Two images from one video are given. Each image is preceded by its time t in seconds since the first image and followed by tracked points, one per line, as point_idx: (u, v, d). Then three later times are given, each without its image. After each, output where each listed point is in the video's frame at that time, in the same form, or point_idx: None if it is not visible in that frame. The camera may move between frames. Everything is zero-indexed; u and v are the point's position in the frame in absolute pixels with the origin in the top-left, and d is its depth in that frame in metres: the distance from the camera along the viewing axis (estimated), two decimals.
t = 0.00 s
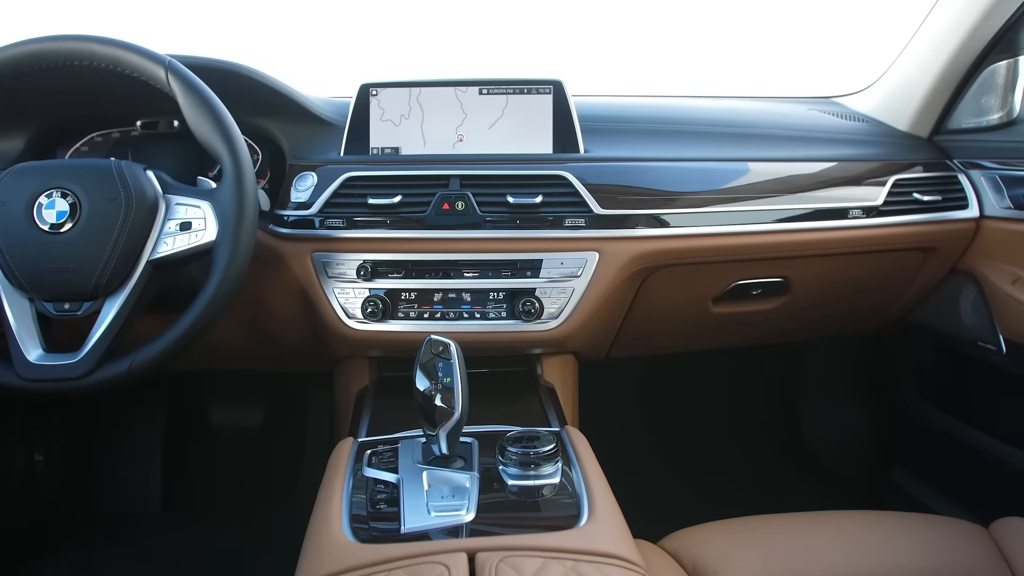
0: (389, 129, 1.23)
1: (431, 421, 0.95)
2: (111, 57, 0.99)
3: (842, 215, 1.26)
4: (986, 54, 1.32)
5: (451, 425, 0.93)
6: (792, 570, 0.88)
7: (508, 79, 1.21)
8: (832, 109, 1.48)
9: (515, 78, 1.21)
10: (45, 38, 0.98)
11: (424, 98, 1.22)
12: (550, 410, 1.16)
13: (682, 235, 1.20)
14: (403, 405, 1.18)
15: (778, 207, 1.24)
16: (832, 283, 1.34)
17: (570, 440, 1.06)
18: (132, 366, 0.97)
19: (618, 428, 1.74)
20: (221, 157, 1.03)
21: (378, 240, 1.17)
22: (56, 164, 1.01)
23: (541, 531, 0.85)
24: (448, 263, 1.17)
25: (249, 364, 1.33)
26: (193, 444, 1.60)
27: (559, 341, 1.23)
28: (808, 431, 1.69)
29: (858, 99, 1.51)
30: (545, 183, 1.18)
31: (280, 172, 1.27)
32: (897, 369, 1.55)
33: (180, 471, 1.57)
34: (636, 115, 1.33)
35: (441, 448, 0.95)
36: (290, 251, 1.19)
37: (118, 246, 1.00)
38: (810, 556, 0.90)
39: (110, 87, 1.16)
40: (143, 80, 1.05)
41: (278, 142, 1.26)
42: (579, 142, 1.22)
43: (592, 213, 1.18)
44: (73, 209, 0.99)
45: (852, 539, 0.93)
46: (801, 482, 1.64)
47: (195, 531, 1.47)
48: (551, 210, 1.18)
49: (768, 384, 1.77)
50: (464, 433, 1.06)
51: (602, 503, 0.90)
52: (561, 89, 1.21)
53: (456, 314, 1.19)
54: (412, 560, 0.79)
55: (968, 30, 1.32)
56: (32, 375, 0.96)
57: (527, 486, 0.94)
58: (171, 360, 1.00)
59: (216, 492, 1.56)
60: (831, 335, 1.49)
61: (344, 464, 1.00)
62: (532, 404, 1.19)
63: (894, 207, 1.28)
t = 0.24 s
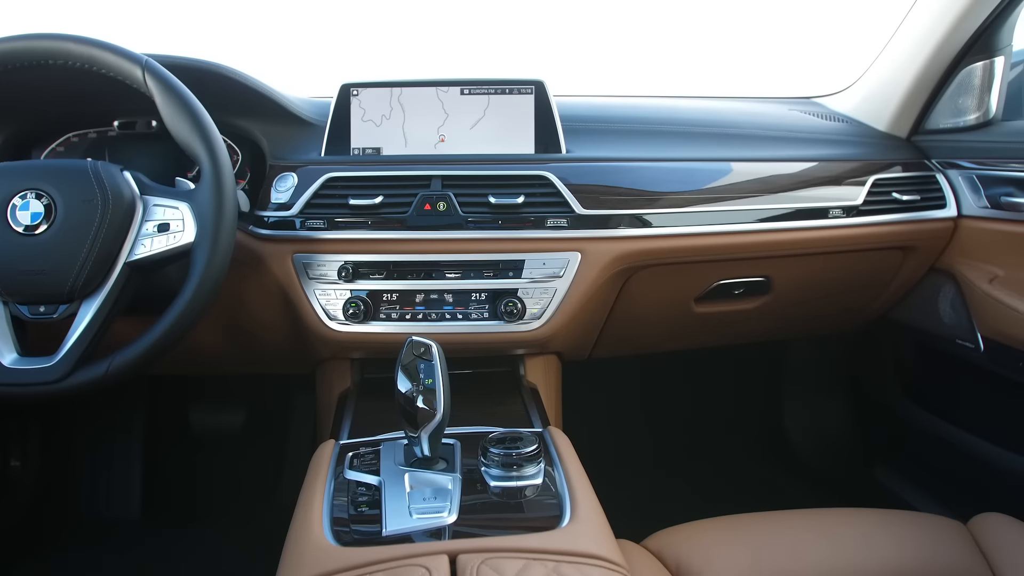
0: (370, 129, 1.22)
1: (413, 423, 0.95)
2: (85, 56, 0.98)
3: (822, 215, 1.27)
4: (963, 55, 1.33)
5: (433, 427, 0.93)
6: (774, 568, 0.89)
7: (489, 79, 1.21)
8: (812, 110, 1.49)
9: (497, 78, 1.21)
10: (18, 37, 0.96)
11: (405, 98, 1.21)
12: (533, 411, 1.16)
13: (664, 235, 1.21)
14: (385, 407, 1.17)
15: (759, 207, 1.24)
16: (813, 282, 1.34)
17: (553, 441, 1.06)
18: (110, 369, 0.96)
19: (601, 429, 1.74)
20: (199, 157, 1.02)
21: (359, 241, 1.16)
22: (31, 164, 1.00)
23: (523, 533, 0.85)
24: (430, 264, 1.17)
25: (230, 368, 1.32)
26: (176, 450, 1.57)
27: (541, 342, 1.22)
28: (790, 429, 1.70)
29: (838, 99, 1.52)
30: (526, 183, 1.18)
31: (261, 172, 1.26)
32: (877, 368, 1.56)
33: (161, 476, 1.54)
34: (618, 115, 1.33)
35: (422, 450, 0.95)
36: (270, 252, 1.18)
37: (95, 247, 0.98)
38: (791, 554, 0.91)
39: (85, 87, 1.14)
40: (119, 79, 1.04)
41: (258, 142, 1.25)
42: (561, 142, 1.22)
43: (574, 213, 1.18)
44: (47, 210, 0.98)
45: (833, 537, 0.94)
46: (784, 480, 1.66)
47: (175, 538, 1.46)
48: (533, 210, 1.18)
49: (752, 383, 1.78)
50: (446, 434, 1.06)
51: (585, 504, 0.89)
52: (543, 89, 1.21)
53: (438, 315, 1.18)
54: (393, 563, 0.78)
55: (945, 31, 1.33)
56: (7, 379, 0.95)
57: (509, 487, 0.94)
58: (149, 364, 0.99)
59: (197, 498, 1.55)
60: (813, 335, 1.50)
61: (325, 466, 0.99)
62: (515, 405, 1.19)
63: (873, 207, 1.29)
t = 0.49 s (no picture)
0: (354, 129, 1.22)
1: (397, 424, 0.95)
2: (63, 55, 0.97)
3: (806, 214, 1.27)
4: (944, 56, 1.34)
5: (418, 428, 0.92)
6: (759, 566, 0.89)
7: (473, 79, 1.21)
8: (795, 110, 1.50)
9: (481, 78, 1.21)
10: None
11: (389, 98, 1.21)
12: (518, 411, 1.16)
13: (649, 235, 1.21)
14: (370, 408, 1.17)
15: (743, 206, 1.25)
16: (797, 281, 1.35)
17: (538, 441, 1.06)
18: (90, 372, 0.95)
19: (587, 428, 1.75)
20: (180, 158, 1.01)
21: (343, 242, 1.15)
22: (9, 165, 0.99)
23: (507, 533, 0.84)
24: (414, 265, 1.17)
25: (213, 370, 1.31)
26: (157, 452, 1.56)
27: (526, 342, 1.22)
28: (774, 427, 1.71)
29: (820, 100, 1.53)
30: (511, 183, 1.18)
31: (243, 173, 1.25)
32: (860, 367, 1.57)
33: (144, 478, 1.53)
34: (602, 115, 1.33)
35: (407, 451, 0.94)
36: (253, 253, 1.17)
37: (74, 248, 0.97)
38: (775, 552, 0.91)
39: (64, 87, 1.13)
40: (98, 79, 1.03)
41: (240, 143, 1.24)
42: (545, 142, 1.22)
43: (559, 213, 1.18)
44: (25, 210, 0.97)
45: (816, 534, 0.94)
46: (769, 478, 1.67)
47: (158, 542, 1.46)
48: (517, 210, 1.18)
49: (736, 381, 1.79)
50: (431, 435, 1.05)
51: (570, 504, 0.89)
52: (527, 89, 1.21)
53: (423, 315, 1.18)
54: (377, 565, 0.78)
55: (926, 32, 1.34)
56: None
57: (494, 487, 0.93)
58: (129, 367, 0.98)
59: (179, 501, 1.55)
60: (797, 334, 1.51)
61: (309, 468, 0.99)
62: (500, 405, 1.19)
63: (856, 206, 1.30)
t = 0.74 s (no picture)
0: (338, 129, 1.21)
1: (381, 426, 0.94)
2: (41, 54, 0.96)
3: (789, 214, 1.28)
4: (925, 56, 1.35)
5: (402, 429, 0.92)
6: (744, 565, 0.90)
7: (457, 79, 1.20)
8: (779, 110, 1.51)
9: (465, 78, 1.20)
10: None
11: (373, 98, 1.20)
12: (504, 412, 1.16)
13: (633, 235, 1.21)
14: (355, 410, 1.16)
15: (727, 206, 1.26)
16: (781, 280, 1.36)
17: (523, 441, 1.06)
18: (70, 375, 0.94)
19: (572, 428, 1.75)
20: (162, 158, 1.00)
21: (327, 243, 1.15)
22: None
23: (493, 535, 0.84)
24: (399, 265, 1.16)
25: (195, 372, 1.30)
26: (139, 454, 1.54)
27: (512, 342, 1.22)
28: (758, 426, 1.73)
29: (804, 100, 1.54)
30: (495, 184, 1.18)
31: (226, 173, 1.24)
32: (843, 365, 1.59)
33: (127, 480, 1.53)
34: (587, 115, 1.33)
35: (392, 453, 0.94)
36: (236, 254, 1.16)
37: (52, 249, 0.96)
38: (760, 550, 0.91)
39: (43, 87, 1.12)
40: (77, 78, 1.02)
41: (223, 143, 1.23)
42: (530, 142, 1.22)
43: (544, 213, 1.18)
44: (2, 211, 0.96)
45: (800, 532, 0.95)
46: (753, 477, 1.68)
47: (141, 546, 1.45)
48: (502, 211, 1.18)
49: (721, 380, 1.80)
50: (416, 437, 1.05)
51: (555, 505, 0.89)
52: (511, 89, 1.21)
53: (408, 316, 1.17)
54: (361, 568, 0.78)
55: (908, 33, 1.35)
56: None
57: (480, 489, 0.93)
58: (109, 370, 0.97)
59: (162, 504, 1.53)
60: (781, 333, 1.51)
61: (293, 470, 0.98)
62: (485, 406, 1.18)
63: (839, 206, 1.31)
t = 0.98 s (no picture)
0: (321, 129, 1.20)
1: (366, 427, 0.94)
2: (18, 53, 0.94)
3: (773, 214, 1.29)
4: (907, 57, 1.37)
5: (387, 431, 0.92)
6: (728, 563, 0.90)
7: (441, 79, 1.20)
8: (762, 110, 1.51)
9: (449, 78, 1.20)
10: None
11: (356, 98, 1.19)
12: (489, 413, 1.16)
13: (618, 235, 1.22)
14: (339, 412, 1.16)
15: (710, 206, 1.26)
16: (765, 280, 1.37)
17: (508, 442, 1.06)
18: (49, 378, 0.92)
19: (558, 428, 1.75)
20: (142, 159, 0.99)
21: (310, 243, 1.14)
22: None
23: (477, 536, 0.84)
24: (383, 266, 1.16)
25: (178, 375, 1.28)
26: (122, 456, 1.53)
27: (496, 343, 1.22)
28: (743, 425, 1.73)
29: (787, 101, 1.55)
30: (479, 184, 1.18)
31: (208, 174, 1.23)
32: (826, 363, 1.60)
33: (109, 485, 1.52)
34: (572, 115, 1.33)
35: (376, 454, 0.94)
36: (218, 255, 1.15)
37: (30, 251, 0.95)
38: (745, 549, 0.92)
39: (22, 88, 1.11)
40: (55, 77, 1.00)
41: (204, 143, 1.22)
42: (514, 143, 1.22)
43: (528, 214, 1.18)
44: None
45: (784, 530, 0.95)
46: (738, 475, 1.69)
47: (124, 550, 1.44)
48: (486, 211, 1.18)
49: (706, 379, 1.81)
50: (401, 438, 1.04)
51: (539, 505, 0.89)
52: (495, 89, 1.20)
53: (392, 317, 1.17)
54: (344, 571, 0.77)
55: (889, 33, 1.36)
56: None
57: (464, 490, 0.93)
58: (89, 374, 0.96)
59: (146, 508, 1.53)
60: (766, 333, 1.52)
61: (276, 473, 0.97)
62: (471, 407, 1.18)
63: (822, 206, 1.32)
